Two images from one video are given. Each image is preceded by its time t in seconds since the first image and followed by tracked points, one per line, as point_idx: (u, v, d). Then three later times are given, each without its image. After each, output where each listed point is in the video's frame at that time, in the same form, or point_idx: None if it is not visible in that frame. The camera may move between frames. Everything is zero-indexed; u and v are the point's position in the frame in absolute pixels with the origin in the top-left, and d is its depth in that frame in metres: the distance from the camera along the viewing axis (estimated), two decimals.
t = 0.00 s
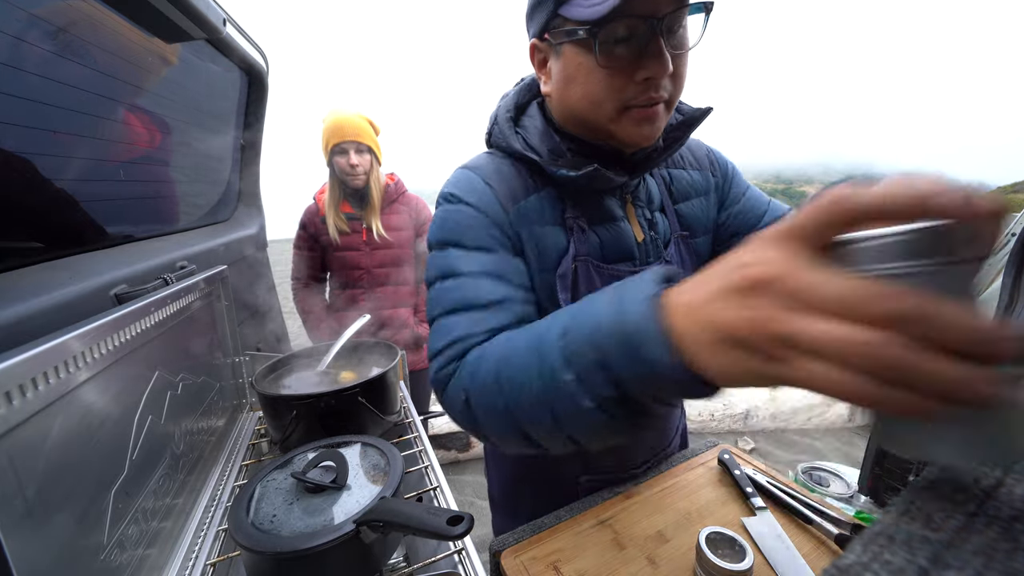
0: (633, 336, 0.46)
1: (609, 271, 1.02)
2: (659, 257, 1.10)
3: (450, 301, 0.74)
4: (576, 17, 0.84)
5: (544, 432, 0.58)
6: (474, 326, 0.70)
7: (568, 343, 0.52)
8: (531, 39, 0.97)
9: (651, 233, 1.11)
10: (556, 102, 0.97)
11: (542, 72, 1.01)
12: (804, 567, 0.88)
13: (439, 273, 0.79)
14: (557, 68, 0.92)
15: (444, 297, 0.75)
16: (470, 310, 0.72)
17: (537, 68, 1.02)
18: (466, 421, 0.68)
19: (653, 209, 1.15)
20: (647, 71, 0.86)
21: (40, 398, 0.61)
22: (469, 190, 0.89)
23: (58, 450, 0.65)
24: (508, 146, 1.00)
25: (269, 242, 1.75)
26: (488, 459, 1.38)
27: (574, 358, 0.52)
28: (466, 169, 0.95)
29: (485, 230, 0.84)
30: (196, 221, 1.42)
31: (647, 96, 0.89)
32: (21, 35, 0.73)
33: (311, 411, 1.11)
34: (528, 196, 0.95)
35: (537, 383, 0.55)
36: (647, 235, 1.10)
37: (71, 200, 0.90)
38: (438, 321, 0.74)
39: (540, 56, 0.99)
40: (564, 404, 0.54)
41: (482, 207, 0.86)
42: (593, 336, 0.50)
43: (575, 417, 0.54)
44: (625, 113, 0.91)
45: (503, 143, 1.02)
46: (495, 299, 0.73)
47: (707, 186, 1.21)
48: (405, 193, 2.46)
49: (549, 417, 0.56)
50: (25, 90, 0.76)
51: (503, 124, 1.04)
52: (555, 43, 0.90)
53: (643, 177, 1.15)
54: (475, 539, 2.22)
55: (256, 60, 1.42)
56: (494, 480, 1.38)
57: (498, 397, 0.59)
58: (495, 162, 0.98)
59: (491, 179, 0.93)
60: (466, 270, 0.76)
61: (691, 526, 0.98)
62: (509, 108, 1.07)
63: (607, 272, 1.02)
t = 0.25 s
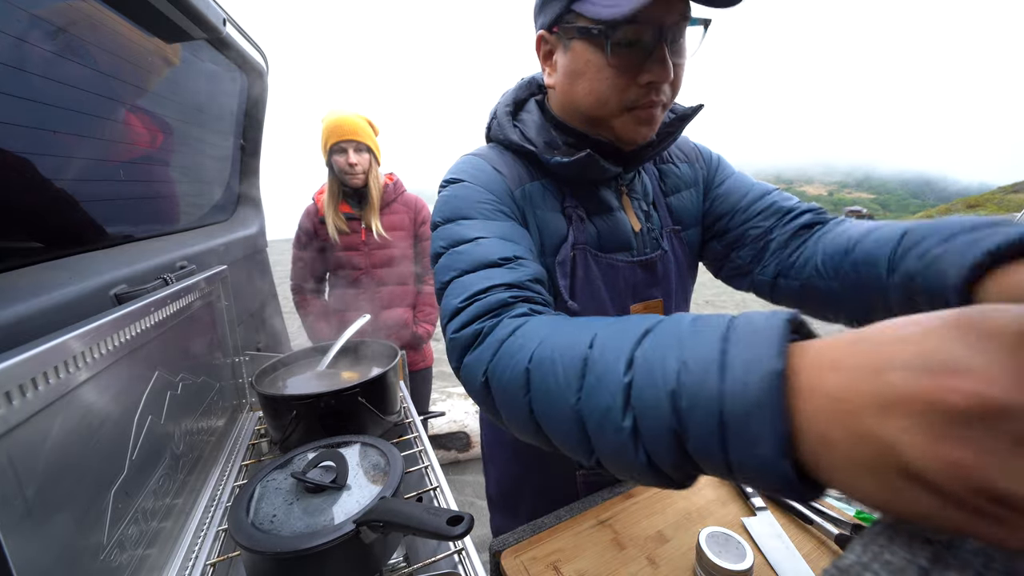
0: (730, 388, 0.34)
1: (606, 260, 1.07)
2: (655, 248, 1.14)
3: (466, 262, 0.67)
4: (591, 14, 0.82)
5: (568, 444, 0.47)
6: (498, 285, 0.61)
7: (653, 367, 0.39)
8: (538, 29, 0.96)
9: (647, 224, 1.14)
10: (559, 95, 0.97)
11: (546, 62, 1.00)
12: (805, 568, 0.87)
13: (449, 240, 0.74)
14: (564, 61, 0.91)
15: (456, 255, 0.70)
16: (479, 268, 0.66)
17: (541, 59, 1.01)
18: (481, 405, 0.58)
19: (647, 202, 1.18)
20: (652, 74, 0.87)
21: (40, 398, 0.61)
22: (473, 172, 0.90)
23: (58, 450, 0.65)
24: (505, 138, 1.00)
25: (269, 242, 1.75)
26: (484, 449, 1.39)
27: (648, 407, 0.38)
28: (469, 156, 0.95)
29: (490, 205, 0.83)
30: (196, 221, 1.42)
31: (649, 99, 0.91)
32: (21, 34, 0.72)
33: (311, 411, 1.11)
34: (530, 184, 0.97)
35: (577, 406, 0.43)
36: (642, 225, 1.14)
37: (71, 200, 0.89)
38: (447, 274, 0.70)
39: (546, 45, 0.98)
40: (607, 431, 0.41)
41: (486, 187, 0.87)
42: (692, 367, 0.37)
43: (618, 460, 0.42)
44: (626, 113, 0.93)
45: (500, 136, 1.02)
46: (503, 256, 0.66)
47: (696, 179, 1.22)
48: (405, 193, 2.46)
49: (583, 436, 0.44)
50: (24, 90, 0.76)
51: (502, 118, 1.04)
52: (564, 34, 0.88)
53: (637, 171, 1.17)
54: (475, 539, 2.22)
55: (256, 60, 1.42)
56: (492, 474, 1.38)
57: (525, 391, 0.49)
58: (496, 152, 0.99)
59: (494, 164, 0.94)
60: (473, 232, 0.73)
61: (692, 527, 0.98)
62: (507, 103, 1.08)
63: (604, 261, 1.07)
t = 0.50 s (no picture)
0: (723, 399, 0.37)
1: (593, 262, 1.09)
2: (642, 250, 1.15)
3: (458, 251, 0.67)
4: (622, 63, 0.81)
5: (550, 435, 0.48)
6: (494, 274, 0.61)
7: (639, 374, 0.41)
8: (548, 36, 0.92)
9: (637, 228, 1.16)
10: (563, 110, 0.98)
11: (552, 66, 0.97)
12: (805, 568, 0.87)
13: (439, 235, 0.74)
14: (575, 83, 0.92)
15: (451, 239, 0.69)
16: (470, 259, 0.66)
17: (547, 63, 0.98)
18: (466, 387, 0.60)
19: (641, 206, 1.20)
20: (654, 118, 0.91)
21: (40, 398, 0.61)
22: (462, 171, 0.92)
23: (58, 450, 0.65)
24: (495, 147, 1.01)
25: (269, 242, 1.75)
26: (484, 446, 1.41)
27: (635, 410, 0.41)
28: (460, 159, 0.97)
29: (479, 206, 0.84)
30: (196, 221, 1.42)
31: (648, 135, 0.96)
32: (22, 34, 0.72)
33: (311, 411, 1.11)
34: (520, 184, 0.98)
35: (562, 404, 0.46)
36: (632, 230, 1.15)
37: (72, 200, 0.89)
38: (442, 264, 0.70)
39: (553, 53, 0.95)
40: (586, 424, 0.44)
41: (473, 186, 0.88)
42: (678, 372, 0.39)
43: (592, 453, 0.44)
44: (626, 145, 0.97)
45: (492, 144, 1.03)
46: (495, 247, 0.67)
47: (699, 189, 1.24)
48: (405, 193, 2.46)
49: (564, 427, 0.46)
50: (26, 90, 0.76)
51: (494, 125, 1.05)
52: (579, 56, 0.88)
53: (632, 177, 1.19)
54: (475, 539, 2.22)
55: (256, 60, 1.42)
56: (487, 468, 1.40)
57: (514, 385, 0.50)
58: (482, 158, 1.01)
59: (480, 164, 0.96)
60: (462, 226, 0.73)
61: (692, 527, 0.98)
62: (499, 111, 1.10)
63: (590, 263, 1.08)
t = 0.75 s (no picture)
0: (584, 424, 0.70)
1: (611, 263, 1.08)
2: (659, 252, 1.15)
3: (440, 301, 0.92)
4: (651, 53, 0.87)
5: (501, 432, 0.81)
6: (465, 327, 0.89)
7: (540, 398, 0.75)
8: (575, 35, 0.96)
9: (655, 232, 1.16)
10: (589, 109, 1.01)
11: (580, 68, 1.01)
12: (804, 567, 0.88)
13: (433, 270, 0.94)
14: (603, 79, 0.94)
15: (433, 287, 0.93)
16: (449, 310, 0.91)
17: (574, 64, 1.02)
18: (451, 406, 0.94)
19: (659, 210, 1.21)
20: (682, 112, 0.94)
21: (40, 398, 0.61)
22: (469, 186, 0.98)
23: (58, 450, 0.65)
24: (524, 141, 1.06)
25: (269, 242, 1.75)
26: (489, 449, 1.40)
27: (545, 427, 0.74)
28: (473, 162, 1.03)
29: (477, 228, 0.94)
30: (196, 221, 1.42)
31: (674, 132, 0.98)
32: (21, 34, 0.72)
33: (311, 410, 1.11)
34: (533, 193, 1.02)
35: (513, 423, 0.77)
36: (649, 233, 1.15)
37: (71, 200, 0.89)
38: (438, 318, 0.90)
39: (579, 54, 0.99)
40: (523, 435, 0.76)
41: (478, 203, 0.96)
42: (563, 403, 0.73)
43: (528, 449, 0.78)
44: (653, 141, 0.99)
45: (519, 138, 1.09)
46: (473, 299, 0.91)
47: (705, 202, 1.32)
48: (404, 194, 2.45)
49: (512, 435, 0.79)
50: (25, 90, 0.76)
51: (522, 120, 1.10)
52: (608, 55, 0.92)
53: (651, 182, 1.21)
54: (475, 538, 2.22)
55: (256, 60, 1.42)
56: (493, 471, 1.38)
57: (483, 411, 0.82)
58: (506, 157, 1.06)
59: (493, 174, 1.01)
60: (451, 269, 0.91)
61: (691, 526, 0.98)
62: (527, 105, 1.13)
63: (608, 264, 1.08)
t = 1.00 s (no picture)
0: (742, 421, 0.64)
1: (622, 256, 1.10)
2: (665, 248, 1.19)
3: (506, 267, 0.81)
4: (648, 52, 0.90)
5: (596, 433, 0.70)
6: (546, 299, 0.79)
7: (660, 395, 0.67)
8: (587, 45, 1.00)
9: (660, 229, 1.19)
10: (596, 109, 1.04)
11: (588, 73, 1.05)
12: (804, 568, 0.88)
13: (482, 240, 0.86)
14: (609, 80, 0.98)
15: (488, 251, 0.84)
16: (515, 275, 0.80)
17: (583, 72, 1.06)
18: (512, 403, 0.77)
19: (662, 210, 1.24)
20: (683, 110, 0.96)
21: (40, 398, 0.61)
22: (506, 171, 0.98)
23: (58, 449, 0.65)
24: (543, 141, 1.07)
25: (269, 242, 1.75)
26: (493, 444, 1.40)
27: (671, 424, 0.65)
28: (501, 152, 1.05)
29: (523, 206, 0.92)
30: (196, 221, 1.41)
31: (677, 130, 1.00)
32: (21, 35, 0.72)
33: (311, 411, 1.11)
34: (559, 183, 1.04)
35: (635, 420, 0.67)
36: (655, 230, 1.17)
37: (71, 200, 0.89)
38: (515, 288, 0.78)
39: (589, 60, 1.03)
40: (642, 432, 0.66)
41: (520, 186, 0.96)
42: (704, 400, 0.66)
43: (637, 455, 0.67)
44: (657, 139, 1.01)
45: (537, 138, 1.09)
46: (544, 267, 0.83)
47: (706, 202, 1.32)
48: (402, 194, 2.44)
49: (619, 436, 0.68)
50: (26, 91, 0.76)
51: (540, 122, 1.10)
52: (614, 58, 0.95)
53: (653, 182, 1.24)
54: (475, 538, 2.22)
55: (256, 60, 1.42)
56: (500, 467, 1.37)
57: (588, 401, 0.69)
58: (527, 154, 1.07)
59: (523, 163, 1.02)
60: (506, 236, 0.85)
61: (691, 526, 0.98)
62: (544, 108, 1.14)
63: (621, 257, 1.10)
